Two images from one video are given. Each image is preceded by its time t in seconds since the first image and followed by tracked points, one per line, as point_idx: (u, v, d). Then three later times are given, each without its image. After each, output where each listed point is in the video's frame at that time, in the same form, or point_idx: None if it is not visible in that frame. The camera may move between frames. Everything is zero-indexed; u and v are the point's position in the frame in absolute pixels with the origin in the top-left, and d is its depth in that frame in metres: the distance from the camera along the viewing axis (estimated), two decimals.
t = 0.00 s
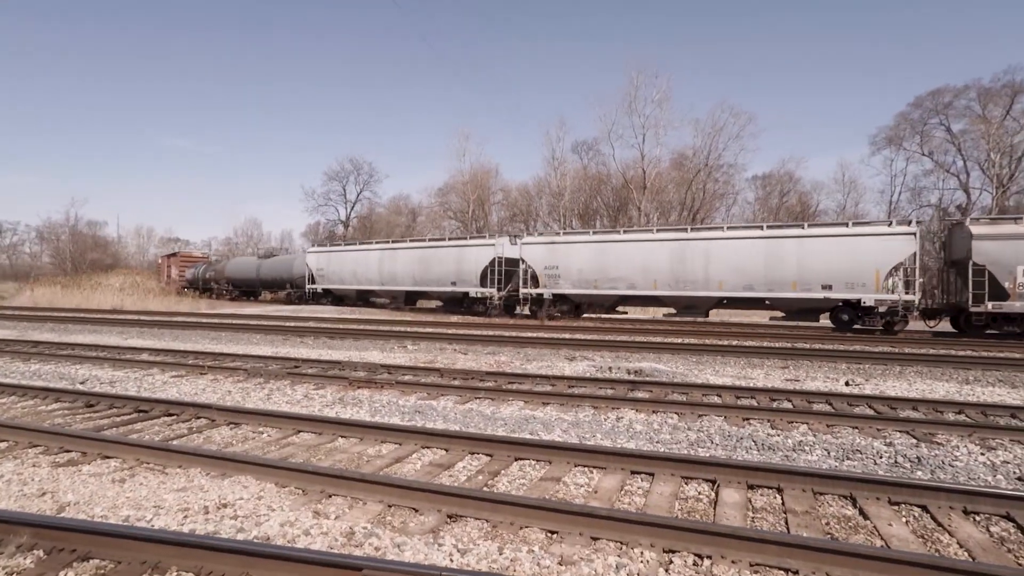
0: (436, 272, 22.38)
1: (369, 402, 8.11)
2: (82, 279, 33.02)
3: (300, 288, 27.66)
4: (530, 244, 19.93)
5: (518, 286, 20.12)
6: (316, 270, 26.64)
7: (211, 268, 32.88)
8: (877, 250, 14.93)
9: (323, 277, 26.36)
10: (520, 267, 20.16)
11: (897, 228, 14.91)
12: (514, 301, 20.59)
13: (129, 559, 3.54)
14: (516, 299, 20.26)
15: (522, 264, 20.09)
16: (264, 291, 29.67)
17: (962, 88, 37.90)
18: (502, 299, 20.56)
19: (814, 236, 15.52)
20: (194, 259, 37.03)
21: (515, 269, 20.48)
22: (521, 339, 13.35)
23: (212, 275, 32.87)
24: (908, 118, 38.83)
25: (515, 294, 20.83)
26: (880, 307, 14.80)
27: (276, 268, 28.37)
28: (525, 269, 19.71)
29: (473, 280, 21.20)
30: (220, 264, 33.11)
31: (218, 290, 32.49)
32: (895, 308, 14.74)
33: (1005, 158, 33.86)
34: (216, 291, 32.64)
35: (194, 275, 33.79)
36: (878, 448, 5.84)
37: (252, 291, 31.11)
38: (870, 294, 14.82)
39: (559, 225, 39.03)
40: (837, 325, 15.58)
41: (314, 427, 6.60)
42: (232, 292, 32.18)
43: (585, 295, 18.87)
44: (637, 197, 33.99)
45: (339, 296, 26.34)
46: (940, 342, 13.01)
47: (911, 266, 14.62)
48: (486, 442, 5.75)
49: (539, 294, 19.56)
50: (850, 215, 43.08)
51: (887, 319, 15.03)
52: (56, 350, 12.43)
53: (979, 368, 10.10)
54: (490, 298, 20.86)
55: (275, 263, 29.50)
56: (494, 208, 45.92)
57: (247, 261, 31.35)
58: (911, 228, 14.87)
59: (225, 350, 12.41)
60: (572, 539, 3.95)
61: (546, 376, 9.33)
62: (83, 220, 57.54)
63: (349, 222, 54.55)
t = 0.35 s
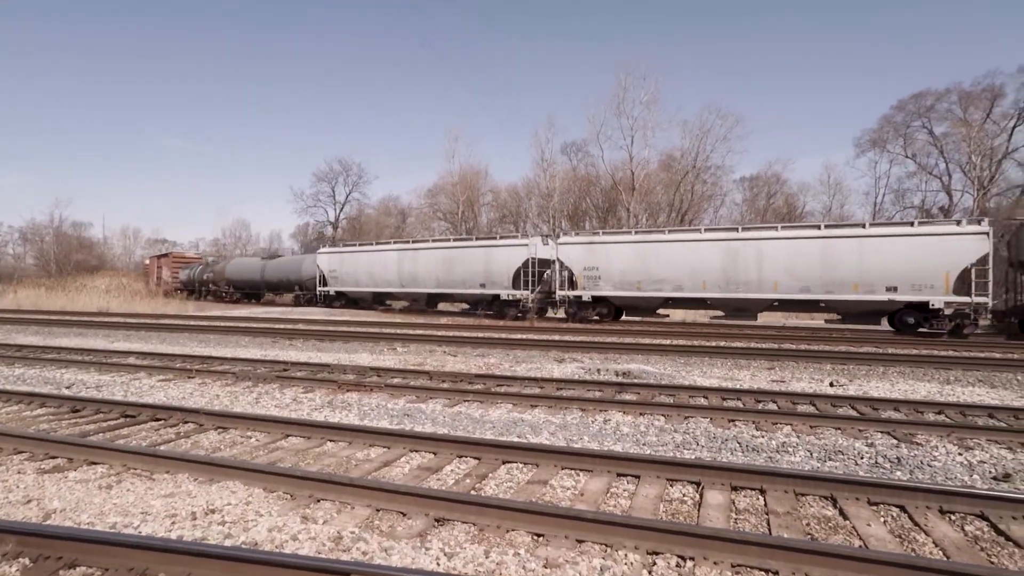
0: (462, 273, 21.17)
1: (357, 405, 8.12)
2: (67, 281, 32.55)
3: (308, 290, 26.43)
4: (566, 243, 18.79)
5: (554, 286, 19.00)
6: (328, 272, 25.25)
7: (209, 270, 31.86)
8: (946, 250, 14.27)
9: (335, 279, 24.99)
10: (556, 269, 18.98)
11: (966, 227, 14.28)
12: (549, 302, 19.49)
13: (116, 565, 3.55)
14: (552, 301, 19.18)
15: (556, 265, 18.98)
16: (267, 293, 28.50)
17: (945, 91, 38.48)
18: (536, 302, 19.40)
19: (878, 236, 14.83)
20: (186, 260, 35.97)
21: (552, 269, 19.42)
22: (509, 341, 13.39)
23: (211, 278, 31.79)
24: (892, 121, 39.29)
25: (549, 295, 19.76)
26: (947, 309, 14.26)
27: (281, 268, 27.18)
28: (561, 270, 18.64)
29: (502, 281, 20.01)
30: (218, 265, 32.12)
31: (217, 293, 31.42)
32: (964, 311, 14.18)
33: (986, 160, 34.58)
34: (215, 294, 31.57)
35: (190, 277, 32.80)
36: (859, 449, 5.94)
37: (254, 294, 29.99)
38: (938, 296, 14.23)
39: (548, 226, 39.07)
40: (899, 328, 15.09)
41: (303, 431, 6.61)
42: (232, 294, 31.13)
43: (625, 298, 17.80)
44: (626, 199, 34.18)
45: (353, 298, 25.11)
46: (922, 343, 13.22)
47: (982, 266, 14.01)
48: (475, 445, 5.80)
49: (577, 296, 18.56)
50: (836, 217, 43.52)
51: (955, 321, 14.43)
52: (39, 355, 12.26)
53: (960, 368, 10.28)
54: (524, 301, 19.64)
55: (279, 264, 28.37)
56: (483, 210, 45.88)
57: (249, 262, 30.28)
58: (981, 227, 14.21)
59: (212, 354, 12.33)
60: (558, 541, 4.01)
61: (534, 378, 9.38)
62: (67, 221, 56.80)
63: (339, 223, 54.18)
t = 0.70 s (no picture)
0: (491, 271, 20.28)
1: (346, 404, 8.12)
2: (51, 278, 32.04)
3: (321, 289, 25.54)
4: (607, 242, 18.21)
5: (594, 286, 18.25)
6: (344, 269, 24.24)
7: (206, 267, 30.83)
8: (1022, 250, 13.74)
9: (351, 277, 23.97)
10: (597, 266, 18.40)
11: None
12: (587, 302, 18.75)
13: (103, 565, 3.54)
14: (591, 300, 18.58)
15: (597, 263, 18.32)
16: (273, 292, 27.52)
17: (929, 93, 38.96)
18: (573, 301, 18.67)
19: (944, 236, 14.29)
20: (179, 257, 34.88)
21: (590, 268, 18.58)
22: (499, 339, 13.43)
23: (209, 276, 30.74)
24: (878, 123, 39.74)
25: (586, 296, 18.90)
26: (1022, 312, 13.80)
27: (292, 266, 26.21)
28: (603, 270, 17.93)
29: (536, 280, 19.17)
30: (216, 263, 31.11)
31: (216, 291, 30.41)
32: None
33: (969, 162, 35.12)
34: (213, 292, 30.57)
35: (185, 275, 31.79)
36: (841, 447, 6.04)
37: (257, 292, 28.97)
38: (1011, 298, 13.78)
39: (538, 225, 39.10)
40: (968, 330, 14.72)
41: (291, 430, 6.59)
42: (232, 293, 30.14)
43: (671, 299, 17.23)
44: (615, 199, 34.30)
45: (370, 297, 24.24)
46: (906, 342, 13.39)
47: None
48: (463, 444, 5.82)
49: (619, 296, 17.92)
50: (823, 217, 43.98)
51: None
52: (23, 353, 12.10)
53: (940, 367, 10.46)
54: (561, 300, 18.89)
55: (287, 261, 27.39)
56: (473, 208, 45.83)
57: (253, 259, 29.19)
58: None
59: (199, 353, 12.25)
60: (545, 539, 4.05)
61: (523, 377, 9.41)
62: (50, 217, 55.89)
63: (328, 221, 53.77)
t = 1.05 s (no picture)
0: (495, 271, 19.36)
1: (301, 406, 7.95)
2: None
3: (302, 290, 24.02)
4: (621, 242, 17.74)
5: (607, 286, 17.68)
6: (329, 268, 22.85)
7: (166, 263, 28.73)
8: None
9: (338, 277, 22.60)
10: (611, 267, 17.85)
11: None
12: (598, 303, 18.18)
13: None
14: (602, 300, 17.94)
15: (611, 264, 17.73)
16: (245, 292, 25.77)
17: (868, 103, 40.97)
18: (584, 302, 18.15)
19: (966, 238, 14.56)
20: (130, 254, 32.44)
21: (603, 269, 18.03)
22: (458, 339, 13.40)
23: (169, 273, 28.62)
24: (821, 130, 41.50)
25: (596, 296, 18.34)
26: None
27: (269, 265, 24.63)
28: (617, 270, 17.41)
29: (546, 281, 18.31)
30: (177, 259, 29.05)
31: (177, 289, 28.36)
32: None
33: (904, 169, 37.18)
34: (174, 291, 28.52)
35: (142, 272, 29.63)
36: (787, 441, 6.30)
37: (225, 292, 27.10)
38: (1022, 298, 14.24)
39: (496, 224, 39.09)
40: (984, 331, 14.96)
41: (243, 433, 6.40)
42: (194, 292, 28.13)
43: (688, 300, 16.79)
44: (573, 199, 34.67)
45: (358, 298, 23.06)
46: (851, 339, 14.01)
47: None
48: (422, 445, 5.79)
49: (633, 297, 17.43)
50: (771, 220, 45.65)
51: None
52: None
53: (878, 363, 11.03)
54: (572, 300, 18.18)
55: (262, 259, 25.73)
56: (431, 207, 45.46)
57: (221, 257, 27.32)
58: None
59: (143, 355, 11.72)
60: (504, 538, 4.08)
61: (481, 376, 9.43)
62: None
63: (282, 218, 52.16)
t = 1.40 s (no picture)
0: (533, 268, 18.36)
1: (288, 403, 7.85)
2: None
3: (317, 288, 22.58)
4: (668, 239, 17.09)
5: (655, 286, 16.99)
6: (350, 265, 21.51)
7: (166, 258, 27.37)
8: None
9: (358, 274, 21.27)
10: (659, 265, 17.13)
11: None
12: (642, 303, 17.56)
13: None
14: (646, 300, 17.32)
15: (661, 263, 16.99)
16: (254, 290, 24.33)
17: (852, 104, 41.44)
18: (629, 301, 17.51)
19: None
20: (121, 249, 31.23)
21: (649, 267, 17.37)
22: (446, 336, 13.35)
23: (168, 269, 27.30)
24: (806, 130, 41.94)
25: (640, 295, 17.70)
26: None
27: (282, 261, 23.21)
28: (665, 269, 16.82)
29: (588, 280, 17.37)
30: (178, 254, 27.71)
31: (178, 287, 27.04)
32: None
33: (886, 169, 37.70)
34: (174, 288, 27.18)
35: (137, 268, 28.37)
36: (775, 436, 6.35)
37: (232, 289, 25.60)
38: None
39: (484, 221, 38.97)
40: None
41: (228, 431, 6.30)
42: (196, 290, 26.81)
43: (738, 300, 16.36)
44: (561, 197, 34.68)
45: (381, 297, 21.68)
46: (839, 338, 14.11)
47: None
48: (411, 441, 5.75)
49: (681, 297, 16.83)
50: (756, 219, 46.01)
51: None
52: None
53: (862, 360, 11.17)
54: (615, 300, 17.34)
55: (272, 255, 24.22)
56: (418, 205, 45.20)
57: (226, 252, 25.77)
58: None
59: (125, 352, 11.52)
60: (495, 534, 4.05)
61: (469, 373, 9.39)
62: None
63: (268, 215, 51.34)
